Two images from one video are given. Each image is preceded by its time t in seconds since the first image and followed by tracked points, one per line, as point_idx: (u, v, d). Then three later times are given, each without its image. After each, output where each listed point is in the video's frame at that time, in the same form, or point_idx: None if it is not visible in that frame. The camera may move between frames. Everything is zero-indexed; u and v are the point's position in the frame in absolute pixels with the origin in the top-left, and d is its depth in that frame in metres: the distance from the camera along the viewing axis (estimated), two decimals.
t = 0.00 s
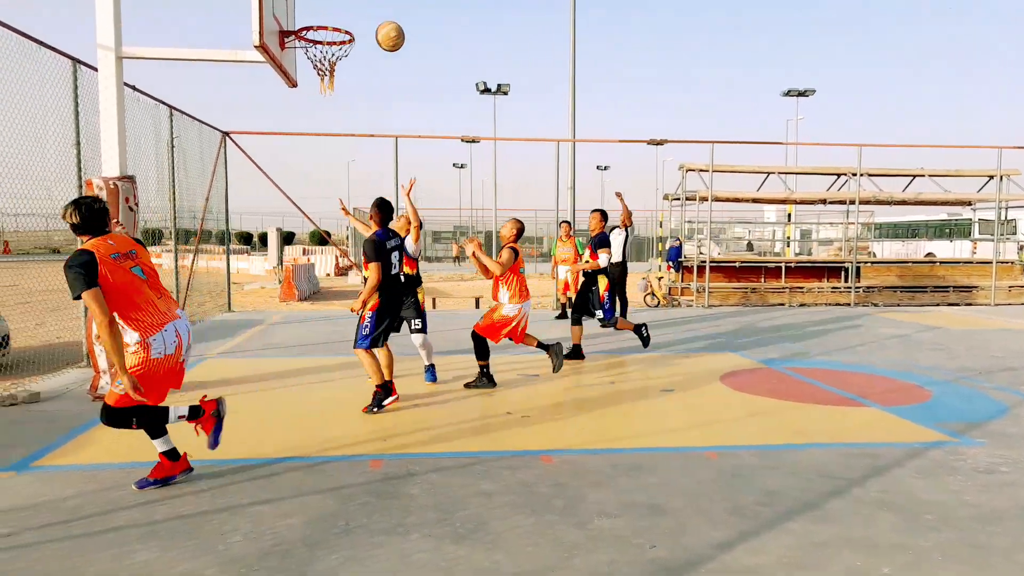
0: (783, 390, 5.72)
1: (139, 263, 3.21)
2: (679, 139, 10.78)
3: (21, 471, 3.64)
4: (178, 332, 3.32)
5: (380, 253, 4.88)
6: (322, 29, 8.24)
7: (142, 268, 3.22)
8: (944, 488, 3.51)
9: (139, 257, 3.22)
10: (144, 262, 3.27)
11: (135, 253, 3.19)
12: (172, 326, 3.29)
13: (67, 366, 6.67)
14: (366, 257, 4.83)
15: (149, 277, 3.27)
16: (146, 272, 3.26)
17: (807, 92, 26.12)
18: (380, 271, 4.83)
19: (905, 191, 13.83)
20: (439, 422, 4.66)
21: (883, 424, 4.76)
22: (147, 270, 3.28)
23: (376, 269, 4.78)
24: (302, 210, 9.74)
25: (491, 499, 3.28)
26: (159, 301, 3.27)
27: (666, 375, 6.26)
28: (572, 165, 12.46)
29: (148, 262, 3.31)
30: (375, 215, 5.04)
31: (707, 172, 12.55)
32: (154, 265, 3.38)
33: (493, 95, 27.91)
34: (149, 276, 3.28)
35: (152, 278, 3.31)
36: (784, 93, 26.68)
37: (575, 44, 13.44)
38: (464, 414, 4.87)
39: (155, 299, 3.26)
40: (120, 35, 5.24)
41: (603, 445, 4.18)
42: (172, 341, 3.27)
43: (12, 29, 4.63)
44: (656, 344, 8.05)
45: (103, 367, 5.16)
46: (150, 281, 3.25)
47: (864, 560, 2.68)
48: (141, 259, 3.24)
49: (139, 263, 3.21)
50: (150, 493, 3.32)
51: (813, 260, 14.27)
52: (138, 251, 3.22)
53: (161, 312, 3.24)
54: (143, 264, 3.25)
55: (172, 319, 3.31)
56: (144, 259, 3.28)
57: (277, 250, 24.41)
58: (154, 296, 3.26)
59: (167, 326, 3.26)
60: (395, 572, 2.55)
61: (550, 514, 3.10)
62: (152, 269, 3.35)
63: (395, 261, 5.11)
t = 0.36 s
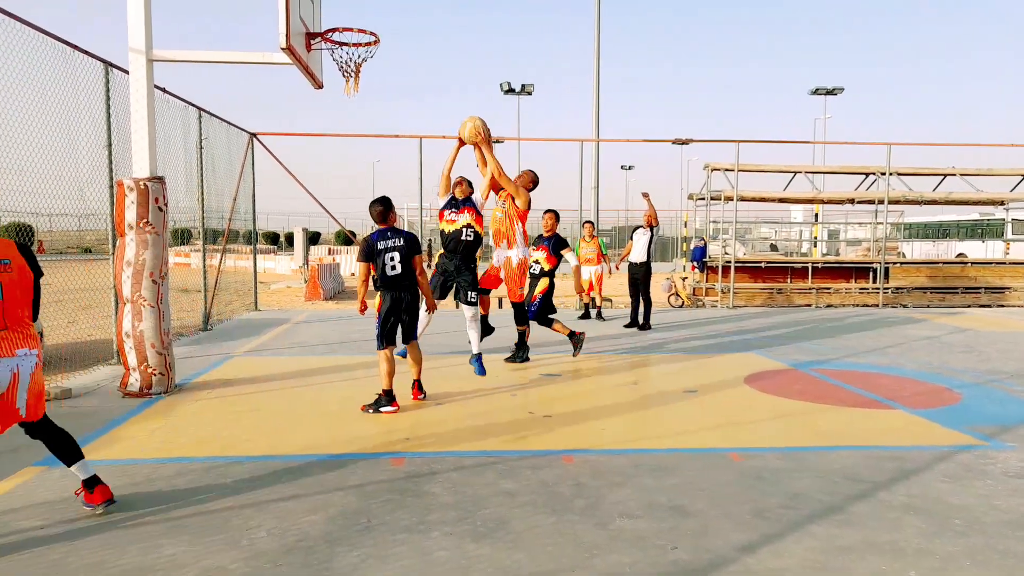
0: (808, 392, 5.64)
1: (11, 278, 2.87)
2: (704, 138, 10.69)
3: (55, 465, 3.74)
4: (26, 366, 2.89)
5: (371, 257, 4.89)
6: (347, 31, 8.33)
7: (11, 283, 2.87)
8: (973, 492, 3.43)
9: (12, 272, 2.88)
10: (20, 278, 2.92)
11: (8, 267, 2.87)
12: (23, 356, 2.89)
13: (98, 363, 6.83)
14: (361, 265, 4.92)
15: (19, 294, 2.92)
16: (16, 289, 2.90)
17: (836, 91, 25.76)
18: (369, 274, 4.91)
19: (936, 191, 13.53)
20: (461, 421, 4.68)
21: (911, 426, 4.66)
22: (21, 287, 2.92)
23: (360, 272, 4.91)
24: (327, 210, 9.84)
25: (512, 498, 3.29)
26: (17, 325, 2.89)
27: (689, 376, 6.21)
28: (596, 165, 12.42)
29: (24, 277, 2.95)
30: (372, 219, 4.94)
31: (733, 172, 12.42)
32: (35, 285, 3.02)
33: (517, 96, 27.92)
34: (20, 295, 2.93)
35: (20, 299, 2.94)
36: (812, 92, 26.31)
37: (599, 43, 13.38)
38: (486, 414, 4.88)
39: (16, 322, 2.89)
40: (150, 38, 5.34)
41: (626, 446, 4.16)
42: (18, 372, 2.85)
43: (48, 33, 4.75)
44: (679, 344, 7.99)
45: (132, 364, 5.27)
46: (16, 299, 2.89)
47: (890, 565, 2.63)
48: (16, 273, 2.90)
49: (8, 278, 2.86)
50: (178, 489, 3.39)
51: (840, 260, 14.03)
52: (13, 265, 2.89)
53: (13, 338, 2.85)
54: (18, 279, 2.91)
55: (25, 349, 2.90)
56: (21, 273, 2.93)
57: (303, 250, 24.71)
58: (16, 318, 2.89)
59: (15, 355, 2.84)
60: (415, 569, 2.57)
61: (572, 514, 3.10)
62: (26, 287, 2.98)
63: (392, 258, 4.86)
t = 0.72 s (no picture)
0: (824, 394, 5.59)
1: None
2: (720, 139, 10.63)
3: (77, 463, 3.80)
4: None
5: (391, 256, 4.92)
6: (363, 33, 8.37)
7: None
8: (993, 495, 3.38)
9: None
10: None
11: None
12: None
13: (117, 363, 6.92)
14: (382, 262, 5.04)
15: None
16: None
17: (852, 90, 25.53)
18: (387, 274, 4.91)
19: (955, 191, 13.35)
20: (476, 422, 4.68)
21: (929, 429, 4.61)
22: None
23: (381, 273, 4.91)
24: (342, 211, 9.92)
25: (526, 498, 3.29)
26: None
27: (705, 378, 6.18)
28: (610, 166, 12.39)
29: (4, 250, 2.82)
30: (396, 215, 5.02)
31: (748, 172, 12.33)
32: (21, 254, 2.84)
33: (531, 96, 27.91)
34: None
35: None
36: (828, 91, 26.08)
37: (613, 43, 13.35)
38: (500, 415, 4.88)
39: None
40: (169, 41, 5.41)
41: (640, 448, 4.14)
42: None
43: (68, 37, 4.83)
44: (694, 346, 7.95)
45: (150, 364, 5.34)
46: None
47: (909, 569, 2.61)
48: None
49: None
50: (196, 488, 3.43)
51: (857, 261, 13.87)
52: None
53: None
54: None
55: None
56: None
57: (318, 251, 24.87)
58: None
59: None
60: (429, 568, 2.58)
61: (586, 515, 3.09)
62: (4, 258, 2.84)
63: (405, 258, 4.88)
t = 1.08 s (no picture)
0: (833, 396, 5.56)
1: (27, 254, 2.59)
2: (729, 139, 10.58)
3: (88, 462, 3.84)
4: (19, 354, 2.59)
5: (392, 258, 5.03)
6: (372, 34, 8.40)
7: (23, 260, 2.59)
8: (1005, 498, 3.35)
9: (31, 250, 2.58)
10: (40, 256, 2.58)
11: (31, 242, 2.60)
12: (17, 344, 2.60)
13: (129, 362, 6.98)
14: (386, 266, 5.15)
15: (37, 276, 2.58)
16: (29, 268, 2.58)
17: (863, 90, 25.37)
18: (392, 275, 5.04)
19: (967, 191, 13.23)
20: (483, 422, 4.69)
21: (940, 431, 4.57)
22: (36, 266, 2.58)
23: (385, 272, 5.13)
24: (352, 212, 9.95)
25: (533, 499, 3.29)
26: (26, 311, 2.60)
27: (713, 379, 6.17)
28: (619, 166, 12.37)
29: (50, 262, 2.59)
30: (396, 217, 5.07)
31: (758, 172, 12.28)
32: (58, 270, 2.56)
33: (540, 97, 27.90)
34: (37, 279, 2.59)
35: (37, 282, 2.59)
36: (838, 90, 25.92)
37: (622, 43, 13.33)
38: (508, 415, 4.88)
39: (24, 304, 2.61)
40: (180, 43, 5.45)
41: (648, 449, 4.14)
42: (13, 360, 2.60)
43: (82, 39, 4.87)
44: (702, 347, 7.93)
45: (161, 364, 5.38)
46: (28, 279, 2.59)
47: (919, 572, 2.59)
48: (37, 250, 2.58)
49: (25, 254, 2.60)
50: (206, 487, 3.46)
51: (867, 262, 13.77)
52: (36, 241, 2.59)
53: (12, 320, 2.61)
54: (35, 259, 2.58)
55: (21, 337, 2.60)
56: (44, 255, 2.58)
57: (328, 252, 24.98)
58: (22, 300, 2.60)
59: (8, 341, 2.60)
60: (437, 568, 2.59)
61: (593, 516, 3.09)
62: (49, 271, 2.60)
63: (398, 259, 4.93)
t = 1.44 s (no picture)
0: (840, 398, 5.52)
1: (145, 244, 2.83)
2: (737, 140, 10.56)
3: (97, 461, 3.87)
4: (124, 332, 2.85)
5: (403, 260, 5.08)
6: (380, 36, 8.44)
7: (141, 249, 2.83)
8: (1014, 501, 3.32)
9: (147, 240, 2.82)
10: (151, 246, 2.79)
11: (149, 234, 2.83)
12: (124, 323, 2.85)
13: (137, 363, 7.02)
14: (397, 267, 5.16)
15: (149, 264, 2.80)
16: (142, 256, 2.81)
17: (872, 91, 25.22)
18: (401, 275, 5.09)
19: (977, 192, 13.13)
20: (490, 423, 4.69)
21: (948, 434, 4.54)
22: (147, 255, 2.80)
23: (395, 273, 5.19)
24: (359, 212, 10.00)
25: (539, 500, 3.29)
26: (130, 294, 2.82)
27: (720, 381, 6.14)
28: (626, 167, 12.35)
29: (160, 254, 2.77)
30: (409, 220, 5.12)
31: (766, 173, 12.23)
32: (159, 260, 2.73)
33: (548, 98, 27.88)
34: (147, 267, 2.80)
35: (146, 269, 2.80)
36: (847, 91, 25.78)
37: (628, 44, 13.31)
38: (514, 417, 4.88)
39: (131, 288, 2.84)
40: (188, 45, 5.49)
41: (654, 450, 4.13)
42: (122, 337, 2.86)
43: (92, 42, 4.92)
44: (709, 348, 7.90)
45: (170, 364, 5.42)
46: (140, 266, 2.82)
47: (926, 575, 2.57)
48: (152, 241, 2.81)
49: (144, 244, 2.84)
50: (214, 486, 3.48)
51: (876, 263, 13.69)
52: (152, 233, 2.81)
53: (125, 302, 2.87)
54: (151, 249, 2.79)
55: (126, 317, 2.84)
56: (156, 247, 2.77)
57: (335, 253, 25.07)
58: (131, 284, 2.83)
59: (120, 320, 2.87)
60: (443, 569, 2.59)
61: (600, 518, 3.09)
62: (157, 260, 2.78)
63: (414, 258, 4.95)
